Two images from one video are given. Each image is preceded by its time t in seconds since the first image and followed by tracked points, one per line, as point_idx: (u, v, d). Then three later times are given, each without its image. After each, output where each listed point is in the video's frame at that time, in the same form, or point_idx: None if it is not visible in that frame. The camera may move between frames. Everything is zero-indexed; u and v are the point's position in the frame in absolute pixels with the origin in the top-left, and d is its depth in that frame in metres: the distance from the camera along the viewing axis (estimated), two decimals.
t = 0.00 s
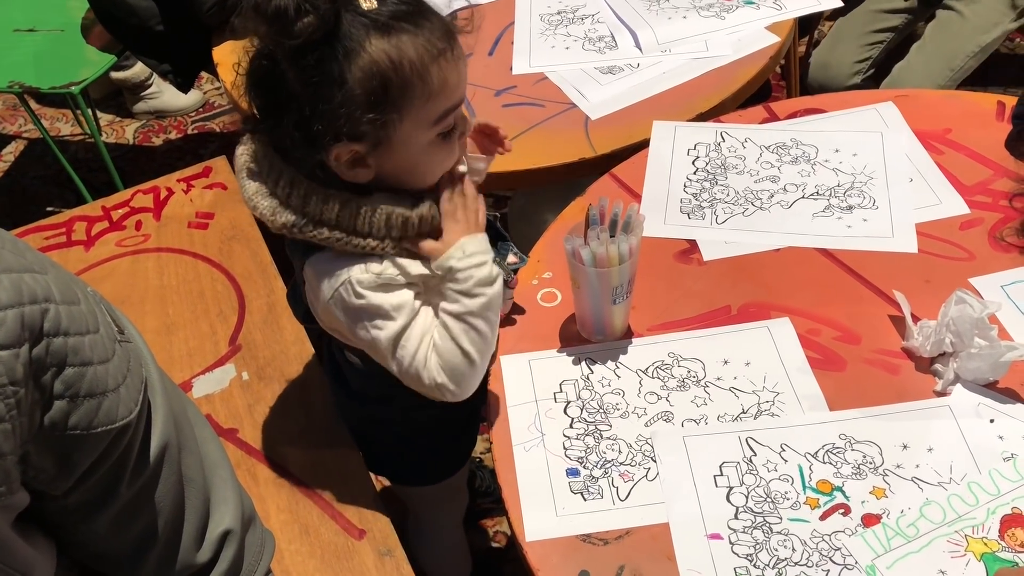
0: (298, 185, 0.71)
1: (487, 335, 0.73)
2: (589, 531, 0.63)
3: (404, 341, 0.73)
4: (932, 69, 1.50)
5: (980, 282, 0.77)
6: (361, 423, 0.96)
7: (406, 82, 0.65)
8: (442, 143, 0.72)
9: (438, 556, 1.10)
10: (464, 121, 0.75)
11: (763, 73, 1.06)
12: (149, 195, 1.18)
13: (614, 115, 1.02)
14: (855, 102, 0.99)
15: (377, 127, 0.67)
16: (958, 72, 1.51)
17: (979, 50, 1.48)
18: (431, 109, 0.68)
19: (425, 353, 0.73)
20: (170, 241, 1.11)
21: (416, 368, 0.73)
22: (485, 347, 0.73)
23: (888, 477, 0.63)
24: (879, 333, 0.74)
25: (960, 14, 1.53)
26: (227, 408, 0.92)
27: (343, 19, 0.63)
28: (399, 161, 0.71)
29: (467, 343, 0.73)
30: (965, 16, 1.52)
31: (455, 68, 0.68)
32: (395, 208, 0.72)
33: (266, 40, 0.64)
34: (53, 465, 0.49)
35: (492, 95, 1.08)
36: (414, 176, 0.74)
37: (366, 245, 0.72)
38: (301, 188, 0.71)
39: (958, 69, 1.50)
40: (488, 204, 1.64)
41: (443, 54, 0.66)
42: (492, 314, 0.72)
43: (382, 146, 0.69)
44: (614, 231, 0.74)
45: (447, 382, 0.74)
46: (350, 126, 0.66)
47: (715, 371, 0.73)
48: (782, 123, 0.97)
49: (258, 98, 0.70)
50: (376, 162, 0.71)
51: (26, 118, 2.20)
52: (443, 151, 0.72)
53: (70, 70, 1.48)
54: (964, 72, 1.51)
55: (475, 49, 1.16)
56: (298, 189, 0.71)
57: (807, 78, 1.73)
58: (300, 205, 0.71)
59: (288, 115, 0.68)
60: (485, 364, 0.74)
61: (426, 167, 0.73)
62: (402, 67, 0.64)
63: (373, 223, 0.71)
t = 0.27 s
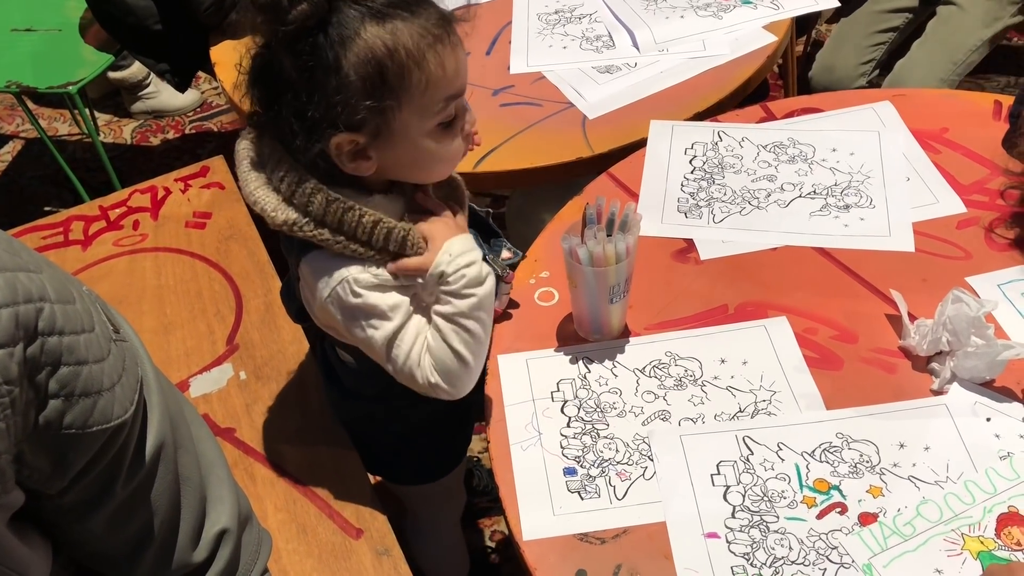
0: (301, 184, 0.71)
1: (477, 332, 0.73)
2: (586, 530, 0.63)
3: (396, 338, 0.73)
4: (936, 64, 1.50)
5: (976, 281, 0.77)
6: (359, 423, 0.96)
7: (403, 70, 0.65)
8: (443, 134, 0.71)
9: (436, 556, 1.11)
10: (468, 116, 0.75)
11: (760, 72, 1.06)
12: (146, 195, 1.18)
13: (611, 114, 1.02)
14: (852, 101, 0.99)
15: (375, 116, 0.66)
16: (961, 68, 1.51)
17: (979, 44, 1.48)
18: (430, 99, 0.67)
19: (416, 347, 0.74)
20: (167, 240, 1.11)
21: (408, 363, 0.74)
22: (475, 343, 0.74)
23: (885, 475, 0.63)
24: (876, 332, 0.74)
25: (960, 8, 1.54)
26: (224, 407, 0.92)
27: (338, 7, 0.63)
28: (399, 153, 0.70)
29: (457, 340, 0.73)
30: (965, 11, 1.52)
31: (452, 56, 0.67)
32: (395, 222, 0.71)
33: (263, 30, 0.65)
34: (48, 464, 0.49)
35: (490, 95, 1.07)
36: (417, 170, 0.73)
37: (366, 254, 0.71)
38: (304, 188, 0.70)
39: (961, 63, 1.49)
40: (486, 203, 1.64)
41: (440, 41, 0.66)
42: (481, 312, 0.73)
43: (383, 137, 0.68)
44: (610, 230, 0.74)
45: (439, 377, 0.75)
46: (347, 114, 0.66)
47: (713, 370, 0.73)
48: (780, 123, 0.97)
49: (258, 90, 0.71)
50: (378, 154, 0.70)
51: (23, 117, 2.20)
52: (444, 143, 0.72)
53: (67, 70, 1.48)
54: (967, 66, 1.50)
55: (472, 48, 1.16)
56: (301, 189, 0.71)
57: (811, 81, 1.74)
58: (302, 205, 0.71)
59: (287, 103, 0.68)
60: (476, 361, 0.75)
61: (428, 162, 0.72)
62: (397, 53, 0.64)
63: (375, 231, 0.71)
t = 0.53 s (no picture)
0: (299, 167, 0.70)
1: (485, 322, 0.68)
2: (587, 530, 0.63)
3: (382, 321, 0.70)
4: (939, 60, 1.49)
5: (977, 280, 0.77)
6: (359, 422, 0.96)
7: (416, 75, 0.65)
8: (446, 143, 0.72)
9: (436, 555, 1.10)
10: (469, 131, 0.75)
11: (760, 72, 1.06)
12: (146, 194, 1.18)
13: (611, 113, 1.02)
14: (852, 100, 0.99)
15: (383, 116, 0.67)
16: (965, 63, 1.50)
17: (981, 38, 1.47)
18: (438, 107, 0.68)
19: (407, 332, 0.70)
20: (167, 239, 1.11)
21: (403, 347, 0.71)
22: (485, 333, 0.68)
23: (886, 475, 0.63)
24: (877, 331, 0.74)
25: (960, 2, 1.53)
26: (224, 407, 0.92)
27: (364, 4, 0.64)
28: (400, 155, 0.70)
29: (463, 329, 0.68)
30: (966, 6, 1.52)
31: (467, 70, 0.68)
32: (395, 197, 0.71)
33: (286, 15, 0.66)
34: (49, 462, 0.49)
35: (490, 94, 1.07)
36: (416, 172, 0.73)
37: (365, 232, 0.71)
38: (301, 170, 0.70)
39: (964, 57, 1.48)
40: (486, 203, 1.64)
41: (456, 53, 0.67)
42: (494, 300, 0.67)
43: (387, 138, 0.69)
44: (611, 229, 0.74)
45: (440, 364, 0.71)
46: (356, 110, 0.66)
47: (713, 370, 0.73)
48: (780, 122, 0.97)
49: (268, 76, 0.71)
50: (377, 154, 0.70)
51: (22, 116, 2.20)
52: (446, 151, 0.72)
53: (67, 69, 1.48)
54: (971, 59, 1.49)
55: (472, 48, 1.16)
56: (298, 171, 0.70)
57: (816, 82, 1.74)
58: (300, 188, 0.71)
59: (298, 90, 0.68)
60: (483, 349, 0.70)
61: (429, 166, 0.72)
62: (413, 58, 0.65)
63: (374, 209, 0.71)
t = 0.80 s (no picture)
0: (310, 164, 0.70)
1: (530, 268, 0.71)
2: (587, 530, 0.63)
3: (404, 295, 0.69)
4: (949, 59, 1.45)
5: (978, 280, 0.77)
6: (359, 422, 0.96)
7: (415, 68, 0.65)
8: (447, 134, 0.72)
9: (436, 555, 1.10)
10: (471, 121, 0.75)
11: (761, 71, 1.06)
12: (146, 193, 1.18)
13: (612, 113, 1.02)
14: (853, 100, 0.99)
15: (384, 112, 0.67)
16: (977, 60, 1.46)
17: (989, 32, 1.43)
18: (438, 98, 0.68)
19: (432, 301, 0.69)
20: (167, 239, 1.11)
21: (431, 319, 0.70)
22: (529, 281, 0.71)
23: (886, 475, 0.63)
24: (878, 331, 0.74)
25: None
26: (225, 406, 0.91)
27: None
28: (403, 148, 0.71)
29: (508, 278, 0.70)
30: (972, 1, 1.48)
31: (465, 60, 0.68)
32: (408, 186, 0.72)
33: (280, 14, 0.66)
34: (51, 462, 0.49)
35: (490, 93, 1.07)
36: (420, 162, 0.73)
37: (382, 224, 0.72)
38: (314, 167, 0.70)
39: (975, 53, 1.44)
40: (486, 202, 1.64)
41: (453, 43, 0.67)
42: (543, 242, 0.72)
43: (389, 132, 0.69)
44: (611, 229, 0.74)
45: (475, 327, 0.70)
46: (358, 105, 0.66)
47: (713, 369, 0.73)
48: (781, 122, 0.97)
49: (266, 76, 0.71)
50: (380, 148, 0.71)
51: (22, 115, 2.20)
52: (447, 142, 0.73)
53: (67, 68, 1.48)
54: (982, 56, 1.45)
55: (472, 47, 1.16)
56: (310, 168, 0.70)
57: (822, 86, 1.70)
58: (312, 186, 0.71)
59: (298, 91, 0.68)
60: (523, 303, 0.71)
61: (432, 158, 0.73)
62: (412, 51, 0.65)
63: (388, 201, 0.72)
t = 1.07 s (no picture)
0: (322, 157, 0.70)
1: (542, 262, 0.72)
2: (589, 530, 0.62)
3: (413, 285, 0.69)
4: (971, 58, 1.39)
5: (980, 280, 0.77)
6: (360, 421, 0.96)
7: (425, 59, 0.66)
8: (455, 126, 0.73)
9: (437, 555, 1.10)
10: (476, 115, 0.76)
11: (763, 70, 1.06)
12: (147, 192, 1.18)
13: (613, 112, 1.02)
14: (855, 99, 0.99)
15: (395, 104, 0.67)
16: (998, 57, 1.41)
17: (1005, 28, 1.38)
18: (448, 89, 0.68)
19: (441, 293, 0.70)
20: (168, 238, 1.10)
21: (439, 311, 0.70)
22: (541, 276, 0.72)
23: (888, 475, 0.63)
24: (880, 331, 0.74)
25: None
26: (226, 406, 0.91)
27: None
28: (412, 141, 0.71)
29: (520, 270, 0.71)
30: None
31: (471, 53, 0.69)
32: (419, 179, 0.72)
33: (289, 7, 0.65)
34: (51, 462, 0.49)
35: (491, 93, 1.07)
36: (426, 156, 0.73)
37: (394, 216, 0.71)
38: (326, 159, 0.69)
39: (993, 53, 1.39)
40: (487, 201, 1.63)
41: (461, 34, 0.67)
42: (556, 238, 0.72)
43: (399, 125, 0.69)
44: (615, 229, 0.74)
45: (483, 319, 0.70)
46: (369, 97, 0.66)
47: (715, 369, 0.72)
48: (782, 121, 0.97)
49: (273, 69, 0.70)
50: (389, 141, 0.70)
51: (23, 114, 2.19)
52: (454, 134, 0.73)
53: (68, 67, 1.47)
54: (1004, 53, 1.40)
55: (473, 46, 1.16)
56: (321, 161, 0.70)
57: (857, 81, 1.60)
58: (324, 179, 0.70)
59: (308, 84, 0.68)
60: (534, 297, 0.72)
61: (441, 151, 0.73)
62: (423, 42, 0.65)
63: (400, 193, 0.71)
